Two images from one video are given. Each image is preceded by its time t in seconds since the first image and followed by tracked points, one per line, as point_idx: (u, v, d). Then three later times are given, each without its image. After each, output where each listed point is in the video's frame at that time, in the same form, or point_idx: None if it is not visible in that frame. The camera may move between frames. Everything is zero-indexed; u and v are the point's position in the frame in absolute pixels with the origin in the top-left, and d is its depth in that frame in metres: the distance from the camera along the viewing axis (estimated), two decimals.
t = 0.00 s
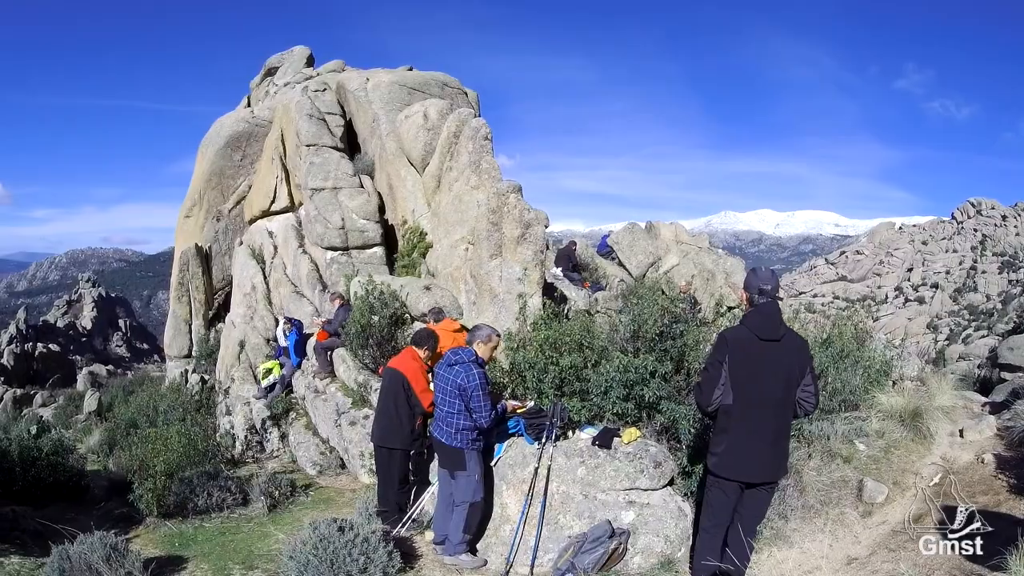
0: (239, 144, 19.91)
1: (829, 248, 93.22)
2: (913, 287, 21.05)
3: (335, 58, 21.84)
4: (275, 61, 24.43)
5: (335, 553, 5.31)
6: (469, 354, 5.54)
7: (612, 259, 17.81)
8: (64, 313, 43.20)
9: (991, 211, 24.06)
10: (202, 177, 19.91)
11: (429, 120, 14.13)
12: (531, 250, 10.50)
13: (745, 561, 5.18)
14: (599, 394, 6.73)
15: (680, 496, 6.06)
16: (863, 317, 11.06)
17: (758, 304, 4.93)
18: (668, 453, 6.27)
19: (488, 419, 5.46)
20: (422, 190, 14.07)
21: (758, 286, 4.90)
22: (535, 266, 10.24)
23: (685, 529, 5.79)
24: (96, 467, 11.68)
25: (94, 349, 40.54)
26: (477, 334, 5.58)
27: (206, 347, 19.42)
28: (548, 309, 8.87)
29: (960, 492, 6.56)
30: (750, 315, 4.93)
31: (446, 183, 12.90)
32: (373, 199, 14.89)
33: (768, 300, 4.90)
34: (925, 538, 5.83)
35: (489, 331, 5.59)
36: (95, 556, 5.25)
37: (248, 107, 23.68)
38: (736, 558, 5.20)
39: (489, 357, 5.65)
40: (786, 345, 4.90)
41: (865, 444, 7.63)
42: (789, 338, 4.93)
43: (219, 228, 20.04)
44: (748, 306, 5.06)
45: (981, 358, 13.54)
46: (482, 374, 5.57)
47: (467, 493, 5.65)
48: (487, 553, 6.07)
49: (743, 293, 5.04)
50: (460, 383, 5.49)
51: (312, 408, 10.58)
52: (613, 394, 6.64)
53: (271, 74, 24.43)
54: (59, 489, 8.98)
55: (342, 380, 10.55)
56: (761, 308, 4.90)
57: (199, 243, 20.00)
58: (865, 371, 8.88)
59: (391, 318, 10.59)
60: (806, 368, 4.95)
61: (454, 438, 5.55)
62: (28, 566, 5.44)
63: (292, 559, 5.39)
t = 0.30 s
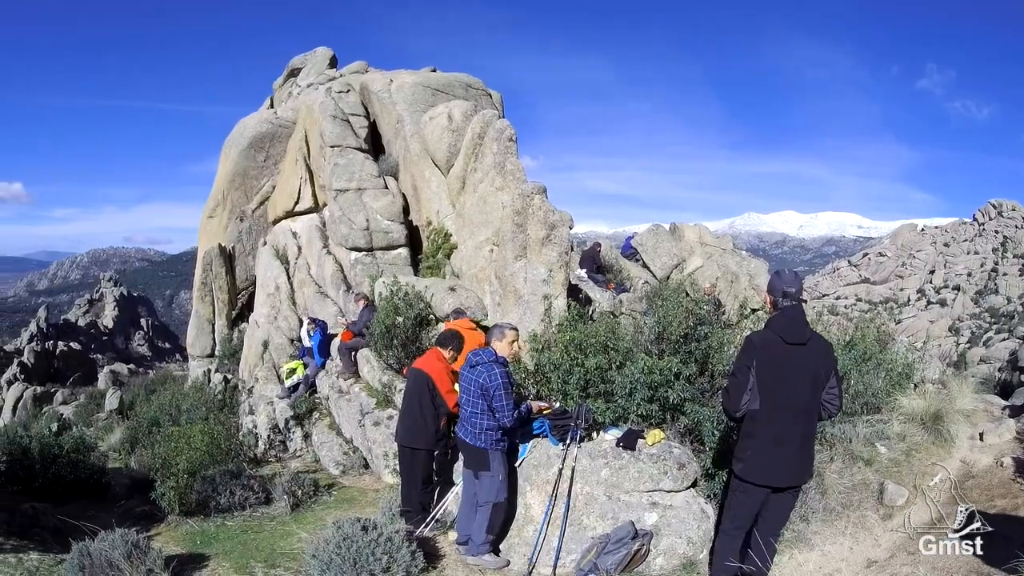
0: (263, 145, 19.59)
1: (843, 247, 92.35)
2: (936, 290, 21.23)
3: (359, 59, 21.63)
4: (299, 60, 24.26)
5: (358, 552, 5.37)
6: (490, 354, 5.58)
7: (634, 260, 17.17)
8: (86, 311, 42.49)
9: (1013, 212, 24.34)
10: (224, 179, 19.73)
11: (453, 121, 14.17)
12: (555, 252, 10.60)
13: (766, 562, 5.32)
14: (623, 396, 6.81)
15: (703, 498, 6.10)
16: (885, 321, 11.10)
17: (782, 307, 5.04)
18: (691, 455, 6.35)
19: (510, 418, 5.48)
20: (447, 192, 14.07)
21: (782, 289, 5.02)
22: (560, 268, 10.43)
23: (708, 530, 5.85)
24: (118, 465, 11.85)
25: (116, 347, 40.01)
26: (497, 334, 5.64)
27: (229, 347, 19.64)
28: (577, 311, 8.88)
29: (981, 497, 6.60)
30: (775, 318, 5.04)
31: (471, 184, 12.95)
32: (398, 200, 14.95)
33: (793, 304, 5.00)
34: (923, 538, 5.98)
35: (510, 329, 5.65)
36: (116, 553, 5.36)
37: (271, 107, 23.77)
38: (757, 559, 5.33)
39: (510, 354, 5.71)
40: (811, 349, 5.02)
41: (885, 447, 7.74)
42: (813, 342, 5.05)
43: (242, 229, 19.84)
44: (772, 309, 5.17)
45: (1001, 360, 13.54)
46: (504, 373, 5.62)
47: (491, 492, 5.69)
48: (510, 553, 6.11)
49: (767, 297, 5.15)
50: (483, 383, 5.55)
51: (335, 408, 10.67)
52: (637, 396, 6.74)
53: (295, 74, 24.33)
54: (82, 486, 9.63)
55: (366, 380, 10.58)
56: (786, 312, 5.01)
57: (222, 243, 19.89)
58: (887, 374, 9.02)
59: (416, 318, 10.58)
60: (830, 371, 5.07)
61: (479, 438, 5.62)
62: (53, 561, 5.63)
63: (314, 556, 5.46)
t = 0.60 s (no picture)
0: (288, 146, 19.83)
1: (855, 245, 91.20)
2: (959, 292, 20.69)
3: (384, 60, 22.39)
4: (323, 62, 24.37)
5: (383, 552, 5.41)
6: (516, 355, 5.66)
7: (660, 262, 17.20)
8: (110, 309, 42.70)
9: None
10: (250, 177, 19.97)
11: (480, 122, 14.39)
12: (583, 252, 10.39)
13: (790, 563, 5.32)
14: (650, 398, 6.77)
15: (727, 500, 6.13)
16: (909, 322, 11.03)
17: (800, 308, 5.03)
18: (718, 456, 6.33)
19: (538, 417, 5.55)
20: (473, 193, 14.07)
21: (800, 290, 5.01)
22: (587, 269, 10.16)
23: (732, 532, 5.88)
24: (141, 463, 11.92)
25: (139, 347, 39.74)
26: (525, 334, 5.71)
27: (253, 346, 20.35)
28: (604, 311, 8.91)
29: (1003, 502, 6.64)
30: (793, 320, 5.03)
31: (499, 185, 13.02)
32: (424, 201, 15.34)
33: (812, 305, 4.99)
34: (925, 537, 6.14)
35: (537, 330, 5.73)
36: (139, 550, 5.53)
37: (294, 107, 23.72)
38: (781, 560, 5.32)
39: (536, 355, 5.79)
40: (829, 350, 5.01)
41: (908, 450, 7.77)
42: (831, 343, 5.04)
43: (268, 229, 20.25)
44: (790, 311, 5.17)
45: None
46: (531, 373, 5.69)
47: (516, 493, 5.77)
48: (535, 553, 6.20)
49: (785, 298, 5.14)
50: (509, 383, 5.61)
51: (361, 408, 10.73)
52: (664, 397, 6.70)
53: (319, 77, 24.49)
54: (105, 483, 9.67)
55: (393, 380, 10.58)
56: (804, 314, 5.00)
57: (248, 243, 20.37)
58: (910, 377, 8.99)
59: (443, 319, 10.66)
60: (848, 371, 5.07)
61: (506, 438, 5.69)
62: (77, 558, 5.81)
63: (340, 556, 5.52)
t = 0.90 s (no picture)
0: (316, 146, 21.21)
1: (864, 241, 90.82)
2: (983, 294, 20.83)
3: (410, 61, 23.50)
4: (349, 62, 25.91)
5: (411, 550, 5.60)
6: (544, 356, 5.72)
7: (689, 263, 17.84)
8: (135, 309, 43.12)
9: None
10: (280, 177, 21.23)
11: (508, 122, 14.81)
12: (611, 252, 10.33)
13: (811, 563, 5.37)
14: (678, 398, 6.83)
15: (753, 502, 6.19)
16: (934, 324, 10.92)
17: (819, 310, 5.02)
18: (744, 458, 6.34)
19: (578, 412, 5.59)
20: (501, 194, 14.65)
21: (819, 292, 4.99)
22: (615, 269, 10.01)
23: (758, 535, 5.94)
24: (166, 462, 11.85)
25: (165, 346, 39.97)
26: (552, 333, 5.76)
27: (281, 347, 21.06)
28: (632, 311, 9.04)
29: None
30: (811, 321, 5.03)
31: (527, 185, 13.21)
32: (453, 201, 15.66)
33: (831, 306, 4.99)
34: (926, 538, 6.30)
35: (563, 329, 5.73)
36: (165, 547, 5.87)
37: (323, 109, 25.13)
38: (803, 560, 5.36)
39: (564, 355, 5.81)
40: (847, 352, 5.02)
41: (933, 453, 7.76)
42: (849, 344, 5.04)
43: (295, 229, 21.31)
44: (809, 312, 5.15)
45: None
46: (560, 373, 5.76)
47: (544, 492, 5.86)
48: (562, 553, 6.28)
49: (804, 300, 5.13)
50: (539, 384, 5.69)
51: (389, 408, 10.83)
52: (692, 398, 6.75)
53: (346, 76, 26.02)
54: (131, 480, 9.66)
55: (421, 380, 10.64)
56: (822, 315, 5.00)
57: (277, 243, 21.44)
58: (935, 379, 9.04)
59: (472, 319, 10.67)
60: (865, 372, 5.09)
61: (535, 438, 5.78)
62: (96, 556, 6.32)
63: (368, 554, 5.73)
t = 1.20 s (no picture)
0: (345, 146, 21.90)
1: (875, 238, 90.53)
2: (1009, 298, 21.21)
3: (440, 64, 24.45)
4: (376, 64, 27.34)
5: (437, 549, 5.89)
6: (574, 357, 5.80)
7: (717, 263, 18.19)
8: (161, 309, 43.24)
9: None
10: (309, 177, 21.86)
11: (537, 123, 14.97)
12: (641, 254, 10.37)
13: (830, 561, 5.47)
14: (708, 400, 6.84)
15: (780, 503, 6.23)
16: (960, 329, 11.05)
17: (846, 312, 5.02)
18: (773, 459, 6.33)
19: (607, 415, 5.63)
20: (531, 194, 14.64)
21: (847, 295, 4.99)
22: (645, 271, 10.14)
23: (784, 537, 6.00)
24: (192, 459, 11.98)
25: (191, 344, 40.12)
26: (581, 337, 5.82)
27: (309, 345, 20.71)
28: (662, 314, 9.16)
29: None
30: (839, 324, 5.02)
31: (556, 186, 13.39)
32: (483, 201, 15.81)
33: (856, 309, 5.02)
34: (924, 538, 6.44)
35: (593, 331, 5.78)
36: (192, 544, 6.02)
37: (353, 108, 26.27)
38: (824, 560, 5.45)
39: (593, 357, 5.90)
40: (872, 354, 5.05)
41: (957, 457, 7.88)
42: (874, 346, 5.07)
43: (325, 228, 21.94)
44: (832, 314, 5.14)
45: None
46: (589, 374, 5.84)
47: (573, 493, 5.94)
48: (589, 554, 6.38)
49: (829, 302, 5.10)
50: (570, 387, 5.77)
51: (418, 408, 11.01)
52: (722, 400, 6.74)
53: (374, 77, 27.37)
54: (158, 478, 9.67)
55: (450, 381, 11.07)
56: (849, 317, 5.02)
57: (306, 243, 21.96)
58: (960, 383, 9.12)
59: (502, 319, 11.22)
60: (885, 374, 5.16)
61: (564, 440, 5.87)
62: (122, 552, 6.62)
63: (395, 553, 6.06)
